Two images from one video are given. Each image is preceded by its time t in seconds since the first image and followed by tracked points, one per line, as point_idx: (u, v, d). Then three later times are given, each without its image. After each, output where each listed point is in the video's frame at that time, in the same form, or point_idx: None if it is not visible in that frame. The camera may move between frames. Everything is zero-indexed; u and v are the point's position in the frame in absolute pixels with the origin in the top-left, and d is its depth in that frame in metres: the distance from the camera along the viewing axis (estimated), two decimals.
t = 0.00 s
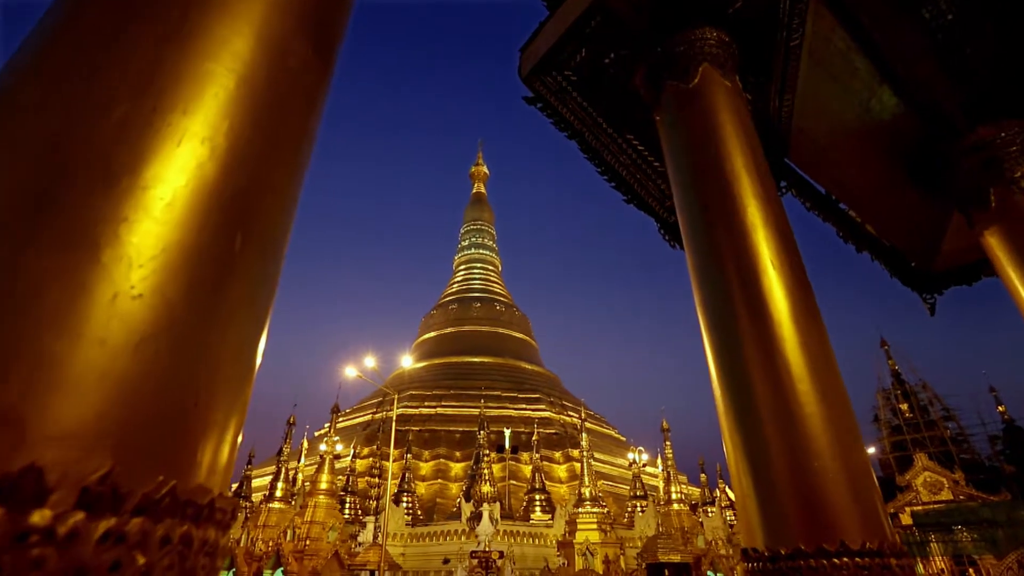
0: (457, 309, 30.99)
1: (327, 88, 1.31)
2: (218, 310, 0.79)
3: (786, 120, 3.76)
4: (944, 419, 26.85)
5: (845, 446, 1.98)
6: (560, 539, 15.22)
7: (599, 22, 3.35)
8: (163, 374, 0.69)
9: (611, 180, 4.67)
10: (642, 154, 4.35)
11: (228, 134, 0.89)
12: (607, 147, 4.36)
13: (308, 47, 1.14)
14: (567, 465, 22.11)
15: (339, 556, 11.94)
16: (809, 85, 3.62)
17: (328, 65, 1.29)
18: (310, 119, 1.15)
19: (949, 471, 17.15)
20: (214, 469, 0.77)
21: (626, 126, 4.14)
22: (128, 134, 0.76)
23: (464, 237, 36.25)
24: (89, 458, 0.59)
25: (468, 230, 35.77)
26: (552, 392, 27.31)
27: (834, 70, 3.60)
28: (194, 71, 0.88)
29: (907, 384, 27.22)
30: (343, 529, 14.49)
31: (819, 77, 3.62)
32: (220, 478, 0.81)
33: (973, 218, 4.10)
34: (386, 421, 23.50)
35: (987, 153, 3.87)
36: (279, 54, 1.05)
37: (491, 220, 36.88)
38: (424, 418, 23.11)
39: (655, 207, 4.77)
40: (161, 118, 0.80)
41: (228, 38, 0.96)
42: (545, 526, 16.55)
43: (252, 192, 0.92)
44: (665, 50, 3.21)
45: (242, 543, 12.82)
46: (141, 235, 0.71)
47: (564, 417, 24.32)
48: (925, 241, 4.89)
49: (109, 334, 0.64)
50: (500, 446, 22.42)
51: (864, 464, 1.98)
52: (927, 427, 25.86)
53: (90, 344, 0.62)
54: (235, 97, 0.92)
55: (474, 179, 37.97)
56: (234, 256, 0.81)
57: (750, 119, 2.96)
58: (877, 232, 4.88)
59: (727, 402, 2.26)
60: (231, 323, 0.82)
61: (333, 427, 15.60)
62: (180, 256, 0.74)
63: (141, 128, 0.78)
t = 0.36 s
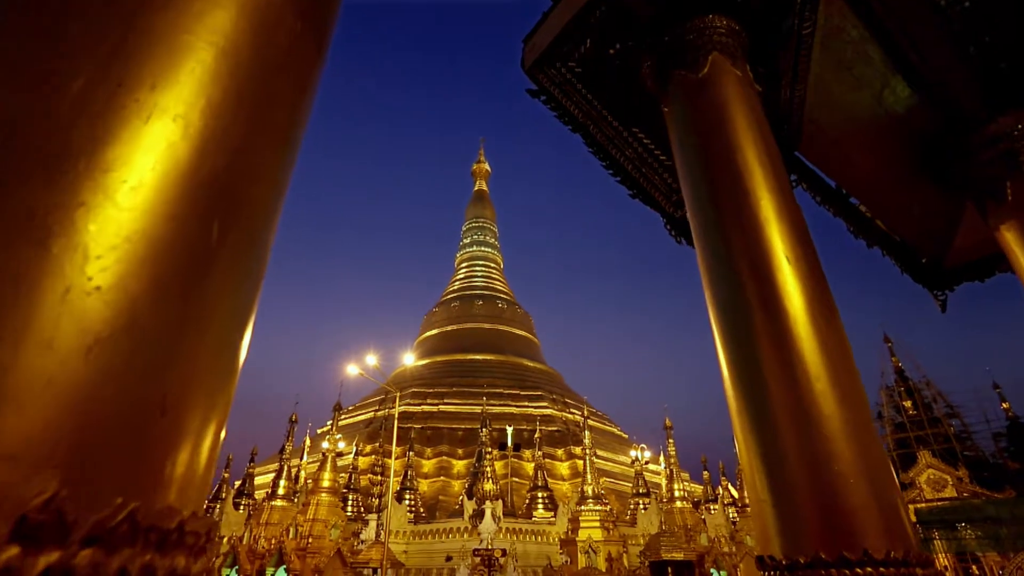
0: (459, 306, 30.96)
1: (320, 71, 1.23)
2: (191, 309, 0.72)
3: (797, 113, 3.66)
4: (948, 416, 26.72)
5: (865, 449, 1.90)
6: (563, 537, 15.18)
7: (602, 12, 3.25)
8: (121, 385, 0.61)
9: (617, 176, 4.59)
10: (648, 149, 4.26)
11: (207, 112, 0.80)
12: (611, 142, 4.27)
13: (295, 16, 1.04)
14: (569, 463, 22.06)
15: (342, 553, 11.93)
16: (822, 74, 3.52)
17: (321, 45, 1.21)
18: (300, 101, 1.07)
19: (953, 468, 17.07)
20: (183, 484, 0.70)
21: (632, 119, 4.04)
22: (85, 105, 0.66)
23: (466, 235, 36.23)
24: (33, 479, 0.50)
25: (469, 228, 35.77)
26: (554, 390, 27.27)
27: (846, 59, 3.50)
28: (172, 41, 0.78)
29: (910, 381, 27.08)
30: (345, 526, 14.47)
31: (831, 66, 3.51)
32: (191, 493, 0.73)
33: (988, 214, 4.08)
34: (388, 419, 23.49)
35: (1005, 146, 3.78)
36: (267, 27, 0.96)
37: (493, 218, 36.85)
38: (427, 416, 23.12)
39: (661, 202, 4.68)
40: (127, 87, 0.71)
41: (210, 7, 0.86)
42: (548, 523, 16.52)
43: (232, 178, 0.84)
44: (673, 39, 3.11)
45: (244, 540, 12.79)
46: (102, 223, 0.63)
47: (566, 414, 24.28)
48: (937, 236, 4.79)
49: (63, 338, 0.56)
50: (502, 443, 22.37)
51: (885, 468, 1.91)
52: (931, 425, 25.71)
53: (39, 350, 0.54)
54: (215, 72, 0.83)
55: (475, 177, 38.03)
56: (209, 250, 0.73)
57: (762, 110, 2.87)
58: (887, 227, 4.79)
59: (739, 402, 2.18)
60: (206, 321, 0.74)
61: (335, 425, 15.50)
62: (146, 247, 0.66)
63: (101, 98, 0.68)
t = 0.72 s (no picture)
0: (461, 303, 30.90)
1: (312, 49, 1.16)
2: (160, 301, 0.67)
3: (810, 104, 3.56)
4: (952, 413, 26.55)
5: (887, 450, 1.81)
6: (566, 534, 15.14)
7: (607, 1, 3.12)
8: (76, 386, 0.57)
9: (623, 169, 4.49)
10: (655, 141, 4.17)
11: (180, 85, 0.74)
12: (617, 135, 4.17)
13: None
14: (572, 460, 21.98)
15: (345, 550, 11.95)
16: (835, 65, 3.43)
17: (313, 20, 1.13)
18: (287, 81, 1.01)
19: (958, 465, 16.95)
20: (152, 494, 0.66)
21: (639, 111, 3.95)
22: (35, 69, 0.60)
23: (468, 231, 36.14)
24: None
25: (471, 225, 35.73)
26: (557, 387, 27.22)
27: (860, 49, 3.38)
28: (145, 8, 0.73)
29: (914, 377, 26.92)
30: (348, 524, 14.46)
31: (845, 57, 3.40)
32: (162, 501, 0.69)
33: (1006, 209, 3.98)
34: (391, 416, 23.48)
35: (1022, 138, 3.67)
36: None
37: (495, 215, 36.76)
38: (430, 413, 23.10)
39: (668, 196, 4.57)
40: (89, 58, 0.65)
41: None
42: (550, 520, 16.47)
43: (210, 159, 0.78)
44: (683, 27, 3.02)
45: (247, 538, 12.83)
46: (51, 210, 0.58)
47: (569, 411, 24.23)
48: (950, 230, 4.68)
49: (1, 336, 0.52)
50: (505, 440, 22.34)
51: (909, 470, 1.82)
52: (935, 422, 25.55)
53: None
54: (189, 45, 0.76)
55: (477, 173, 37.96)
56: (183, 236, 0.68)
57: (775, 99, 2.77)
58: (899, 220, 4.69)
59: (753, 400, 2.11)
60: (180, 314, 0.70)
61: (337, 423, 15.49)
62: (105, 235, 0.62)
63: (60, 67, 0.63)
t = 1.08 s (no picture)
0: (463, 300, 30.85)
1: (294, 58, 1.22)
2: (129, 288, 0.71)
3: (824, 95, 3.51)
4: (957, 409, 26.36)
5: (913, 451, 1.73)
6: (569, 531, 15.07)
7: None
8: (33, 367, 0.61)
9: (629, 162, 4.39)
10: (662, 134, 4.07)
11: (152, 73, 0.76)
12: (623, 128, 4.08)
13: None
14: (575, 457, 21.93)
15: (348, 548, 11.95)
16: (852, 54, 3.30)
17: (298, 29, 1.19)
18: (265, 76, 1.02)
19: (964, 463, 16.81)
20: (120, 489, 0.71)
21: (646, 102, 3.86)
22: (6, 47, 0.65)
23: (470, 228, 36.03)
24: None
25: (474, 222, 35.66)
26: (560, 383, 27.17)
27: (875, 38, 3.27)
28: None
29: (919, 374, 26.74)
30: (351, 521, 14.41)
31: (859, 47, 3.30)
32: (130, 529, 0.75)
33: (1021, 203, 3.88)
34: (393, 413, 23.48)
35: None
36: None
37: (497, 211, 36.66)
38: (432, 409, 23.09)
39: (676, 190, 4.47)
40: (51, 39, 0.69)
41: None
42: (553, 517, 16.41)
43: (178, 149, 0.80)
44: (691, 14, 2.92)
45: (251, 535, 12.85)
46: None
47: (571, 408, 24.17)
48: (964, 225, 4.57)
49: None
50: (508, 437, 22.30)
51: (935, 472, 1.74)
52: (940, 419, 25.38)
53: None
54: (154, 30, 0.78)
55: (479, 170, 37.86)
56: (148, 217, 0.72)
57: (791, 86, 2.68)
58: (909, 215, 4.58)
59: (768, 396, 2.05)
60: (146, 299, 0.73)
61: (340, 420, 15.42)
62: (64, 215, 0.65)
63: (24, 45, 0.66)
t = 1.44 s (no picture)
0: (466, 296, 30.79)
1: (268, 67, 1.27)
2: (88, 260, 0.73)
3: (837, 84, 3.43)
4: (962, 405, 26.21)
5: (935, 453, 1.67)
6: (572, 528, 15.03)
7: None
8: None
9: (635, 156, 4.30)
10: (668, 126, 3.98)
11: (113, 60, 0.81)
12: (629, 120, 3.99)
13: None
14: (577, 453, 21.89)
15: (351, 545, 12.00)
16: (866, 44, 3.22)
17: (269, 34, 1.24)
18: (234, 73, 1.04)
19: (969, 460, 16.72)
20: (80, 487, 0.72)
21: (653, 94, 3.76)
22: None
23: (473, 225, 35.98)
24: None
25: (476, 218, 35.63)
26: (562, 380, 27.14)
27: (893, 26, 3.17)
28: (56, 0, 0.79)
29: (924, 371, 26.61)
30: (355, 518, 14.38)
31: (875, 36, 3.20)
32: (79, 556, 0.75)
33: None
34: (396, 410, 23.49)
35: None
36: None
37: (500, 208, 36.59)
38: (435, 406, 23.11)
39: (682, 184, 4.38)
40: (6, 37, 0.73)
41: None
42: (556, 514, 16.39)
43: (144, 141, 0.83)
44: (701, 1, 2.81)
45: (254, 531, 12.83)
46: None
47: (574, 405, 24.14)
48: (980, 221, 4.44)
49: None
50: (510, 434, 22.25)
51: (959, 476, 1.68)
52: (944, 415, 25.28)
53: None
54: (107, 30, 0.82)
55: (481, 166, 37.84)
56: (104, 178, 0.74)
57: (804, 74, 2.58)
58: (923, 206, 4.52)
59: (783, 391, 1.97)
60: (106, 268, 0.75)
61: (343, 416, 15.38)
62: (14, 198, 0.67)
63: None
